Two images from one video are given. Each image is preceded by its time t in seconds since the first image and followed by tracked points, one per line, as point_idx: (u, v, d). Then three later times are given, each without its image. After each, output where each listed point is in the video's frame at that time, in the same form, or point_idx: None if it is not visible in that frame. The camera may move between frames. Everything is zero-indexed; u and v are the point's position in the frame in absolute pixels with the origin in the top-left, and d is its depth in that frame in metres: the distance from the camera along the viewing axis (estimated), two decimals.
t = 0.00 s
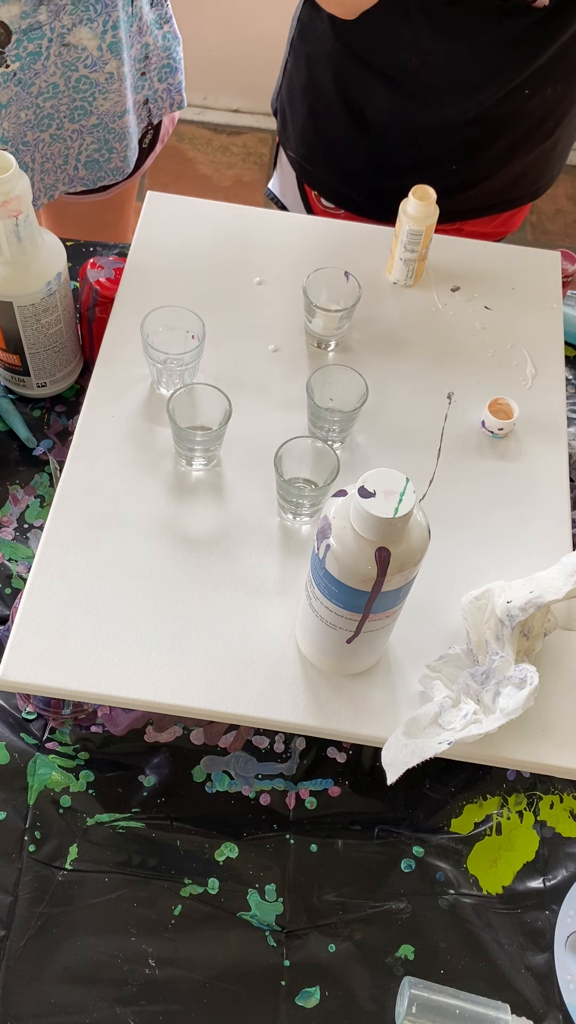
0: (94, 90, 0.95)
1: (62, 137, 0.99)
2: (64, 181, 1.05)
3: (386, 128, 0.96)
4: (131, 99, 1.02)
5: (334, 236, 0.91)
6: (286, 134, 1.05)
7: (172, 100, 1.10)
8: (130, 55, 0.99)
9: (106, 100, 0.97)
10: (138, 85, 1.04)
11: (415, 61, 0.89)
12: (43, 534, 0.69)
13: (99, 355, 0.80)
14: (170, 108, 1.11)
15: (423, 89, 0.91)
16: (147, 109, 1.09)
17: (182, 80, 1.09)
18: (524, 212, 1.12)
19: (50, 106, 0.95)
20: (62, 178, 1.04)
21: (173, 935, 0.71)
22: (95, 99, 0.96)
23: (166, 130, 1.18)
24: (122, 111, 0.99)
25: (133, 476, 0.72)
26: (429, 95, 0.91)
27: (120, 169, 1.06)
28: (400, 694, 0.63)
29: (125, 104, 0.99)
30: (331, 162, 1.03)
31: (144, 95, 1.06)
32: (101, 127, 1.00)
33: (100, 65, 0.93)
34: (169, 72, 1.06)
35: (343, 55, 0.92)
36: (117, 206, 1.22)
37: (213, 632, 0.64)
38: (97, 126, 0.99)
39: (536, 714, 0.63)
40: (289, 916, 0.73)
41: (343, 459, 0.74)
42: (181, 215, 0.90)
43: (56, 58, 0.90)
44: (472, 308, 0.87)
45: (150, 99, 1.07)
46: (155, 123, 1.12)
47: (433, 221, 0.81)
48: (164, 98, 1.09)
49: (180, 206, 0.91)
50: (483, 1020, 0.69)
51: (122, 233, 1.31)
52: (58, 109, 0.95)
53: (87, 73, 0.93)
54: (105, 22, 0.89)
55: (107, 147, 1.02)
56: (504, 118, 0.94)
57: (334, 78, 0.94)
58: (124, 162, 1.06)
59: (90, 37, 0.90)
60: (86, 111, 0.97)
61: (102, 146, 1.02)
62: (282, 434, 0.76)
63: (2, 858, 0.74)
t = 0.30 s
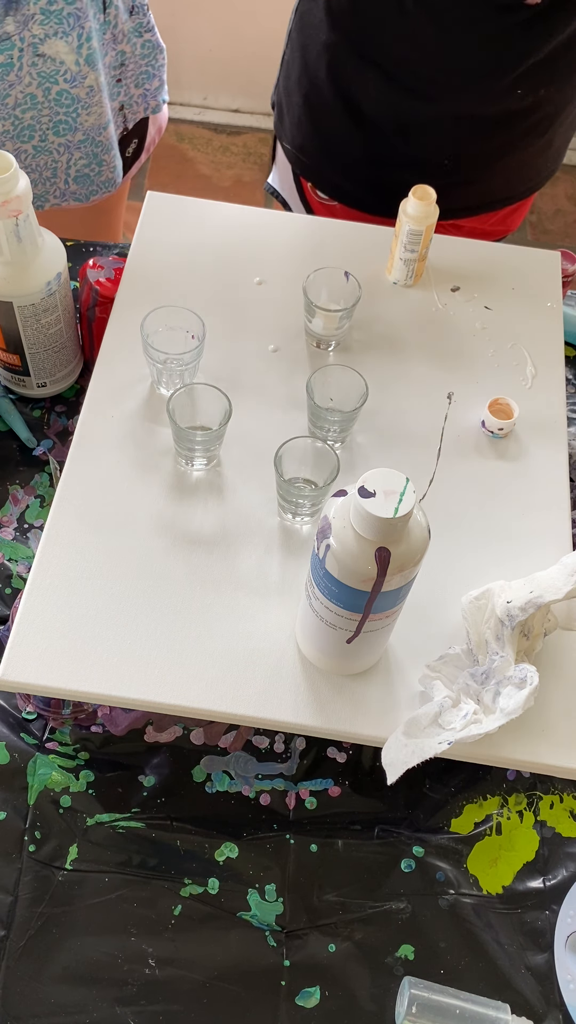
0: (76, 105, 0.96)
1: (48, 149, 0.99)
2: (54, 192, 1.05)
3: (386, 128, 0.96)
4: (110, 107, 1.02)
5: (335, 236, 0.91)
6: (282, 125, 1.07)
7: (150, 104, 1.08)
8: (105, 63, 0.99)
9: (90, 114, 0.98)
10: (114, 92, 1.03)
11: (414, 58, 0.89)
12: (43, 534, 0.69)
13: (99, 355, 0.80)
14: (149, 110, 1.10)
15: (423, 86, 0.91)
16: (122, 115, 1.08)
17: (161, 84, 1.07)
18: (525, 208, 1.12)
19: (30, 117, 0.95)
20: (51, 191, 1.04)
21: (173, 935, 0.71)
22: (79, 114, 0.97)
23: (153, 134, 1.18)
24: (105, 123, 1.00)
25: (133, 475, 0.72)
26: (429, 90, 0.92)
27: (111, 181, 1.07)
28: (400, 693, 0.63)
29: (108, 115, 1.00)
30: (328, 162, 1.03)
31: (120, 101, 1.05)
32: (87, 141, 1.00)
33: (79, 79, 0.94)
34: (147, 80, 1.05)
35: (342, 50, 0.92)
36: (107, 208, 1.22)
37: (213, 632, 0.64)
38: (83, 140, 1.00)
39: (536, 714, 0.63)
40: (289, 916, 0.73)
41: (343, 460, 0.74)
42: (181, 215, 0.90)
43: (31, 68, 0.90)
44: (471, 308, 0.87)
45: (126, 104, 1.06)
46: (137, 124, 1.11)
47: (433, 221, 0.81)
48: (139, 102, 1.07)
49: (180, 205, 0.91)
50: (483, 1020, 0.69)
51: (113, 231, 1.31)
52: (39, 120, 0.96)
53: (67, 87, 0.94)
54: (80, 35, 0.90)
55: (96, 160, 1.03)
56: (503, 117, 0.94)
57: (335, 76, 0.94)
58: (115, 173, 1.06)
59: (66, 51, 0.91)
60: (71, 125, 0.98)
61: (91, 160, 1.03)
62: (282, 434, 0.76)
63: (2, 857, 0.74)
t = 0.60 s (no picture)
0: (55, 117, 0.95)
1: (28, 162, 0.99)
2: (36, 205, 1.05)
3: (382, 136, 0.95)
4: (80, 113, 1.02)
5: (334, 236, 0.91)
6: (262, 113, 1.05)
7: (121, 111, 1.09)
8: (77, 67, 0.98)
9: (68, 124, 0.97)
10: (87, 96, 1.03)
11: (404, 71, 0.87)
12: (42, 534, 0.69)
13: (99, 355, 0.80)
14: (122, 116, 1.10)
15: (416, 100, 0.90)
16: (96, 119, 1.07)
17: (134, 87, 1.07)
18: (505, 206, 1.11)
19: (8, 124, 0.95)
20: (33, 204, 1.05)
21: (173, 934, 0.71)
22: (58, 126, 0.96)
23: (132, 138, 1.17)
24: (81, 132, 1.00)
25: (133, 476, 0.72)
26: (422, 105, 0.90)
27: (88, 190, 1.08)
28: (400, 693, 0.63)
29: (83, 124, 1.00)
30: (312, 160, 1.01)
31: (93, 105, 1.05)
32: (67, 153, 1.00)
33: (56, 90, 0.93)
34: (121, 82, 1.05)
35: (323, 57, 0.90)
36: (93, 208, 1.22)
37: (212, 632, 0.64)
38: (63, 152, 1.00)
39: (536, 714, 0.63)
40: (289, 916, 0.73)
41: (343, 460, 0.74)
42: (181, 215, 0.90)
43: (7, 78, 0.90)
44: (471, 308, 0.87)
45: (99, 108, 1.06)
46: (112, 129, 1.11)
47: (434, 221, 0.81)
48: (112, 106, 1.08)
49: (180, 205, 0.91)
50: (483, 1020, 0.69)
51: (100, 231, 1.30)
52: (18, 129, 0.96)
53: (45, 99, 0.93)
54: (55, 44, 0.89)
55: (75, 170, 1.03)
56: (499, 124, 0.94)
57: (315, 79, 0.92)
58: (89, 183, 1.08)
59: (43, 62, 0.90)
60: (51, 138, 0.97)
61: (71, 170, 1.03)
62: (282, 434, 0.76)
63: (3, 857, 0.74)
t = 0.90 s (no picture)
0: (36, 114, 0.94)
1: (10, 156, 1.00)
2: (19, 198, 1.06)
3: (347, 150, 0.94)
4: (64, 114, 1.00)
5: (334, 236, 0.90)
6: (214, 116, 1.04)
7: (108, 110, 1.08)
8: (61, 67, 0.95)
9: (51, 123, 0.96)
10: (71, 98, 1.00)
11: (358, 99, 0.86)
12: (42, 534, 0.69)
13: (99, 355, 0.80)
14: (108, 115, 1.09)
15: (366, 124, 0.89)
16: (81, 120, 1.05)
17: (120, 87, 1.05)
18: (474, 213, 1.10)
19: None
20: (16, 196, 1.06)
21: (174, 935, 0.71)
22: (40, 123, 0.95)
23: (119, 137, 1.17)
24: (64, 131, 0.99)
25: (133, 476, 0.72)
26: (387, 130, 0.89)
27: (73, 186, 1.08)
28: (400, 693, 0.63)
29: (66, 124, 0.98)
30: (257, 168, 1.01)
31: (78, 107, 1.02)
32: (49, 149, 1.00)
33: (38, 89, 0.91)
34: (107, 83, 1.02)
35: (264, 70, 0.89)
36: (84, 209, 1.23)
37: (211, 632, 0.64)
38: (45, 148, 0.99)
39: (536, 713, 0.63)
40: (290, 916, 0.73)
41: (343, 460, 0.74)
42: (181, 215, 0.90)
43: None
44: (471, 308, 0.87)
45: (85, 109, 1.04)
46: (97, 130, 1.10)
47: (433, 221, 0.81)
48: (99, 107, 1.05)
49: (180, 205, 0.91)
50: (483, 1020, 0.69)
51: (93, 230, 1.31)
52: None
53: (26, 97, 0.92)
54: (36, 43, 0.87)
55: (58, 166, 1.03)
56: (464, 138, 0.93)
57: (258, 91, 0.91)
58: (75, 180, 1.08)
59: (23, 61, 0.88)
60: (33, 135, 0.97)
61: (54, 166, 1.03)
62: (283, 434, 0.76)
63: (3, 857, 0.74)
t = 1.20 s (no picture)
0: None
1: None
2: None
3: (301, 176, 0.93)
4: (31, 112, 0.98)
5: (334, 237, 0.90)
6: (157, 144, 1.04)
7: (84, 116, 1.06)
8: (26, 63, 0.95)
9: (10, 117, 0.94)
10: (40, 96, 1.00)
11: (291, 140, 0.87)
12: (42, 534, 0.69)
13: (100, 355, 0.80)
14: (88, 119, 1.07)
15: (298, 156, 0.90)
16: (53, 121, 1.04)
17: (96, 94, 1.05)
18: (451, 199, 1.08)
19: None
20: None
21: (173, 935, 0.71)
22: None
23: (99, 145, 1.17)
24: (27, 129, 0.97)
25: (133, 475, 0.72)
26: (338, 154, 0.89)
27: (39, 189, 1.05)
28: (400, 693, 0.63)
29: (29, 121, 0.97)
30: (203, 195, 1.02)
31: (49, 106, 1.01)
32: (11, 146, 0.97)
33: None
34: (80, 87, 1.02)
35: (198, 107, 0.90)
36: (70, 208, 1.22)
37: (210, 632, 0.64)
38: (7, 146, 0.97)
39: (536, 713, 0.63)
40: (289, 916, 0.73)
41: (343, 460, 0.74)
42: (180, 215, 0.90)
43: None
44: (471, 308, 0.87)
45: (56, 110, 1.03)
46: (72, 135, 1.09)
47: (434, 221, 0.81)
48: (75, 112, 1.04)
49: (180, 205, 0.91)
50: (483, 1020, 0.69)
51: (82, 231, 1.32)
52: None
53: None
54: None
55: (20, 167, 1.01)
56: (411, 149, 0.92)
57: (196, 125, 0.92)
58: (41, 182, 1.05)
59: None
60: None
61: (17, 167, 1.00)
62: (283, 434, 0.76)
63: (3, 858, 0.74)
